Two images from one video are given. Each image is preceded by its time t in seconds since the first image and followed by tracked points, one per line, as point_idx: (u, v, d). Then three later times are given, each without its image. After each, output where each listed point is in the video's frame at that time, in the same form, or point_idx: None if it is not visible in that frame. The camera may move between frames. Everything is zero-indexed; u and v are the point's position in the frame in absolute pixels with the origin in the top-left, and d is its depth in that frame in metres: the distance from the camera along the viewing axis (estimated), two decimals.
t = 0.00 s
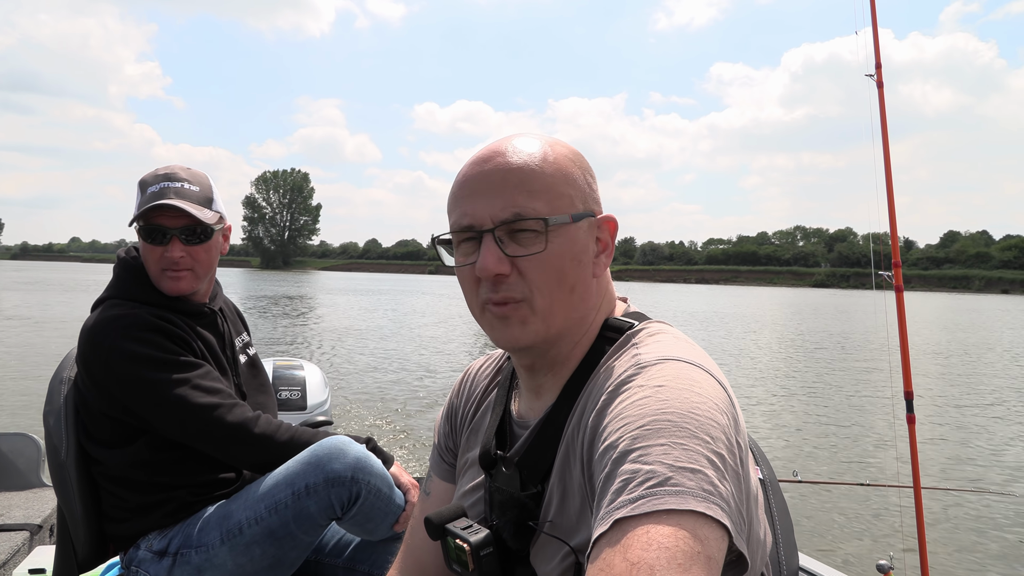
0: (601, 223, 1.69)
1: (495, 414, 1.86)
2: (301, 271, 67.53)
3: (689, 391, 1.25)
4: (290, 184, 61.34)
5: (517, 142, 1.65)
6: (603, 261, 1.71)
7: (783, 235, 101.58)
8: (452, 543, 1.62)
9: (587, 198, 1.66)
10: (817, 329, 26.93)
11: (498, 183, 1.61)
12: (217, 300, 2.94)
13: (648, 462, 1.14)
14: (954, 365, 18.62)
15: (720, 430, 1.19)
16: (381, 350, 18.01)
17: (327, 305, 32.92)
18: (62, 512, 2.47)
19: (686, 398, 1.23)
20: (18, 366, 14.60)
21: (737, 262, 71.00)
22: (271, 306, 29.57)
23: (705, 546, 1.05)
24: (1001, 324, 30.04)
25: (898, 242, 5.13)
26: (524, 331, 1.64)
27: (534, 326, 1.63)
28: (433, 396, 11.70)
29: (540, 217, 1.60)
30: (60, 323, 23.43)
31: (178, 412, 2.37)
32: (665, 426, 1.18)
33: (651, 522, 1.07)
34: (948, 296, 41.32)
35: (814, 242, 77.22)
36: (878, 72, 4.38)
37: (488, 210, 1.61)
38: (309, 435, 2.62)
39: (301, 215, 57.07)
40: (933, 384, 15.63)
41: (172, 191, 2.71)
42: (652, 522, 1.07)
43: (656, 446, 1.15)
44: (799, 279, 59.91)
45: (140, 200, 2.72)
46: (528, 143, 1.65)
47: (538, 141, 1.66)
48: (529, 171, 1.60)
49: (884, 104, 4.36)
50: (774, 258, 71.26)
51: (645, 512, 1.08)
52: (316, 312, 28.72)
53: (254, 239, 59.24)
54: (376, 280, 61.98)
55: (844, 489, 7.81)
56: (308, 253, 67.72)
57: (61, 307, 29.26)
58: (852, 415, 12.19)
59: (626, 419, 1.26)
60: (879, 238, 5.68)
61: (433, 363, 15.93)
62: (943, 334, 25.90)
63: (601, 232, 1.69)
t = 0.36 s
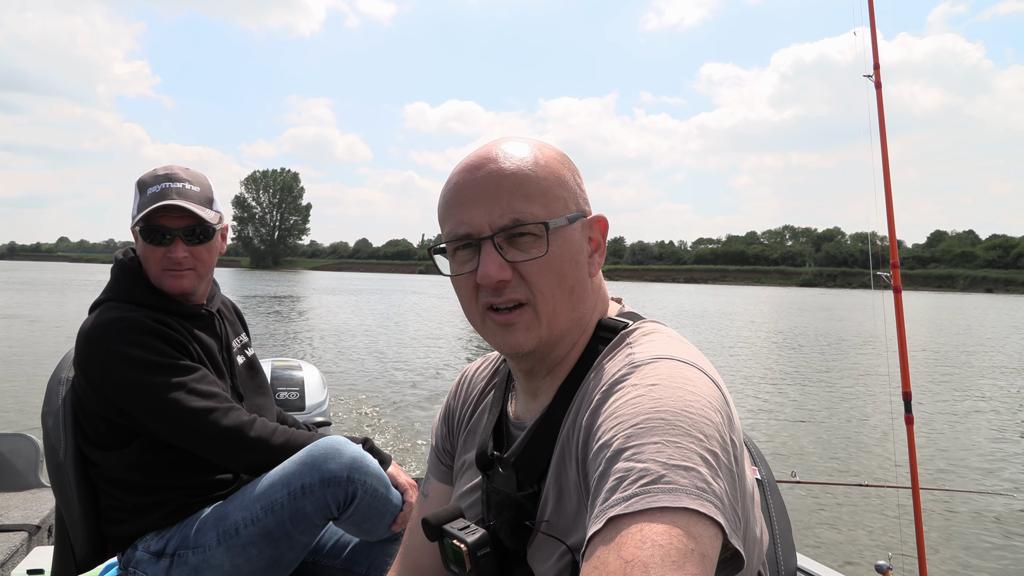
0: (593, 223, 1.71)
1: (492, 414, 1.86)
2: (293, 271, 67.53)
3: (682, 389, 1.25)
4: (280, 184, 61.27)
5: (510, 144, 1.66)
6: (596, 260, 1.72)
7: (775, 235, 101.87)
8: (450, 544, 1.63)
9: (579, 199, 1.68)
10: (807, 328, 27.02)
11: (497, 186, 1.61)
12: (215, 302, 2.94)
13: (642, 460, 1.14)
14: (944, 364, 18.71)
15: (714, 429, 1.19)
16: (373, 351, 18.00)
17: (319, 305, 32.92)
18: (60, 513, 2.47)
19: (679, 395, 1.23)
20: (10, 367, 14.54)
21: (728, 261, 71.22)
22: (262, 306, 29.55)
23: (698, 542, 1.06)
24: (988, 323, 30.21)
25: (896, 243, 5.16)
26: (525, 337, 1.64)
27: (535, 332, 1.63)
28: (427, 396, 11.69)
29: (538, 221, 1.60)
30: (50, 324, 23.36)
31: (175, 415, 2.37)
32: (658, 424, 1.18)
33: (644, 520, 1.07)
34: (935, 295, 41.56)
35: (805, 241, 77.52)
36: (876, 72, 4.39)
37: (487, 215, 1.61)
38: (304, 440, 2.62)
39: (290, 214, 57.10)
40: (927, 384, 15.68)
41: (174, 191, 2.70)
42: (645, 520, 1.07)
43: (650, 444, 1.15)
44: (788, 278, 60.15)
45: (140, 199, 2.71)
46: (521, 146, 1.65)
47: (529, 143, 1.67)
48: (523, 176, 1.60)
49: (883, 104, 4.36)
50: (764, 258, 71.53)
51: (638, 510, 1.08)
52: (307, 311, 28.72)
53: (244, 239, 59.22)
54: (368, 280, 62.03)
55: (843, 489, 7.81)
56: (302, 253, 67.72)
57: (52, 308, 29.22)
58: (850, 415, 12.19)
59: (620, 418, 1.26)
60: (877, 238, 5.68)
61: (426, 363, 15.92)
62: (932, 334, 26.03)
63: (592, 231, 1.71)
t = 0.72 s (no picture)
0: (594, 223, 1.71)
1: (493, 414, 1.87)
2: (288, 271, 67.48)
3: (683, 389, 1.25)
4: (274, 184, 61.10)
5: (507, 142, 1.66)
6: (597, 260, 1.73)
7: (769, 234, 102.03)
8: (451, 543, 1.63)
9: (579, 198, 1.67)
10: (800, 327, 27.06)
11: (493, 185, 1.61)
12: (213, 299, 2.94)
13: (642, 459, 1.14)
14: (936, 363, 18.79)
15: (714, 428, 1.20)
16: (368, 350, 17.97)
17: (313, 305, 32.87)
18: (60, 512, 2.47)
19: (680, 395, 1.23)
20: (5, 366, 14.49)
21: (718, 260, 71.41)
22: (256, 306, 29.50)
23: (698, 543, 1.06)
24: (978, 322, 30.32)
25: (895, 243, 5.16)
26: (523, 334, 1.64)
27: (534, 329, 1.63)
28: (423, 396, 11.66)
29: (538, 220, 1.60)
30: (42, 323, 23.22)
31: (174, 415, 2.37)
32: (658, 423, 1.18)
33: (645, 521, 1.07)
34: (926, 295, 41.68)
35: (798, 241, 77.65)
36: (876, 72, 4.39)
37: (484, 213, 1.61)
38: (304, 439, 2.62)
39: (283, 213, 57.04)
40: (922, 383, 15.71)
41: (159, 192, 2.69)
42: (646, 520, 1.07)
43: (651, 443, 1.15)
44: (778, 278, 60.28)
45: (129, 201, 2.71)
46: (521, 145, 1.65)
47: (524, 141, 1.67)
48: (523, 175, 1.60)
49: (883, 104, 4.36)
50: (757, 257, 71.68)
51: (639, 509, 1.09)
52: (301, 311, 28.69)
53: (238, 238, 59.24)
54: (362, 279, 62.03)
55: (843, 489, 7.81)
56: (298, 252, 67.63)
57: (46, 306, 29.17)
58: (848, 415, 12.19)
59: (620, 417, 1.26)
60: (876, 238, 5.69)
61: (422, 362, 15.90)
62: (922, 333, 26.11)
63: (594, 230, 1.71)
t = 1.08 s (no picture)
0: (603, 221, 1.72)
1: (494, 412, 1.87)
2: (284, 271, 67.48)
3: (686, 387, 1.25)
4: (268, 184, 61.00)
5: (526, 139, 1.65)
6: (606, 258, 1.73)
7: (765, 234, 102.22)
8: (452, 540, 1.63)
9: (591, 197, 1.67)
10: (795, 327, 27.13)
11: (518, 184, 1.59)
12: (210, 296, 2.92)
13: (646, 458, 1.14)
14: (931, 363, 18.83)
15: (717, 427, 1.20)
16: (365, 350, 17.95)
17: (308, 305, 32.82)
18: (59, 512, 2.47)
19: (683, 394, 1.23)
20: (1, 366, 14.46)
21: (712, 260, 71.56)
22: (252, 306, 29.49)
23: (700, 542, 1.06)
24: (972, 321, 30.38)
25: (895, 242, 5.17)
26: (541, 335, 1.63)
27: (553, 330, 1.63)
28: (421, 396, 11.66)
29: (558, 220, 1.60)
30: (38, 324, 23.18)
31: (173, 415, 2.37)
32: (662, 422, 1.18)
33: (647, 519, 1.07)
34: (920, 295, 41.83)
35: (793, 241, 77.87)
36: (876, 71, 4.40)
37: (505, 213, 1.60)
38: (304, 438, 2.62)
39: (278, 213, 56.98)
40: (918, 382, 15.76)
41: (201, 192, 2.79)
42: (648, 519, 1.07)
43: (654, 442, 1.15)
44: (772, 278, 60.44)
45: (160, 197, 2.72)
46: (536, 143, 1.62)
47: (540, 137, 1.66)
48: (542, 174, 1.59)
49: (882, 103, 4.37)
50: (752, 257, 71.83)
51: (641, 507, 1.08)
52: (297, 311, 28.68)
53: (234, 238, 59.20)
54: (359, 279, 62.05)
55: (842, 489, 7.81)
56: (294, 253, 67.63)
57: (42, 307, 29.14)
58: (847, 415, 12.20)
59: (623, 415, 1.26)
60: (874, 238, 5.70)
61: (419, 362, 15.88)
62: (917, 332, 26.20)
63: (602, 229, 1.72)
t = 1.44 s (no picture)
0: (609, 222, 1.72)
1: (494, 409, 1.87)
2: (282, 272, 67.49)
3: (694, 387, 1.25)
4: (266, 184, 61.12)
5: (541, 142, 1.63)
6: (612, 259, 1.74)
7: (762, 233, 102.37)
8: (452, 536, 1.63)
9: (599, 200, 1.67)
10: (791, 326, 27.18)
11: (545, 195, 1.57)
12: (213, 299, 2.92)
13: (652, 458, 1.14)
14: (928, 362, 18.83)
15: (723, 428, 1.20)
16: (363, 350, 17.94)
17: (305, 305, 32.77)
18: (59, 513, 2.46)
19: (689, 393, 1.23)
20: None
21: (709, 259, 71.60)
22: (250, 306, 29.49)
23: (704, 545, 1.06)
24: (967, 320, 30.42)
25: (894, 243, 5.17)
26: (566, 345, 1.62)
27: (579, 341, 1.63)
28: (420, 396, 11.66)
29: (580, 230, 1.60)
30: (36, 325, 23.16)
31: (179, 416, 2.37)
32: (669, 422, 1.18)
33: (652, 521, 1.08)
34: (916, 293, 41.92)
35: (790, 240, 78.05)
36: (876, 73, 4.40)
37: (528, 226, 1.57)
38: (307, 440, 2.62)
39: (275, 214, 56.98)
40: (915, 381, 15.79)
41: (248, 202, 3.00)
42: (653, 520, 1.08)
43: (660, 443, 1.16)
44: (768, 277, 60.58)
45: (221, 202, 2.84)
46: (546, 148, 1.61)
47: (551, 141, 1.65)
48: (559, 182, 1.57)
49: (882, 105, 4.37)
50: (748, 256, 71.94)
51: (646, 508, 1.09)
52: (295, 311, 28.68)
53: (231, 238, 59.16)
54: (356, 280, 62.04)
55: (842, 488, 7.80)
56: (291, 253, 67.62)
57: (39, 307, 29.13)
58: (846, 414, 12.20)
59: (629, 414, 1.27)
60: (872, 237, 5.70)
61: (417, 362, 15.88)
62: (913, 331, 26.26)
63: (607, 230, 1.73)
